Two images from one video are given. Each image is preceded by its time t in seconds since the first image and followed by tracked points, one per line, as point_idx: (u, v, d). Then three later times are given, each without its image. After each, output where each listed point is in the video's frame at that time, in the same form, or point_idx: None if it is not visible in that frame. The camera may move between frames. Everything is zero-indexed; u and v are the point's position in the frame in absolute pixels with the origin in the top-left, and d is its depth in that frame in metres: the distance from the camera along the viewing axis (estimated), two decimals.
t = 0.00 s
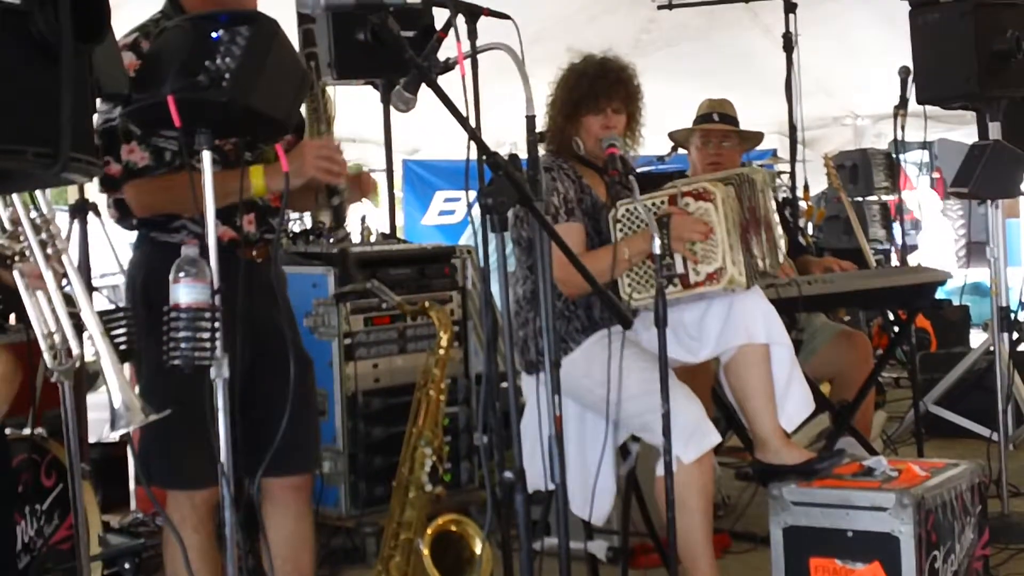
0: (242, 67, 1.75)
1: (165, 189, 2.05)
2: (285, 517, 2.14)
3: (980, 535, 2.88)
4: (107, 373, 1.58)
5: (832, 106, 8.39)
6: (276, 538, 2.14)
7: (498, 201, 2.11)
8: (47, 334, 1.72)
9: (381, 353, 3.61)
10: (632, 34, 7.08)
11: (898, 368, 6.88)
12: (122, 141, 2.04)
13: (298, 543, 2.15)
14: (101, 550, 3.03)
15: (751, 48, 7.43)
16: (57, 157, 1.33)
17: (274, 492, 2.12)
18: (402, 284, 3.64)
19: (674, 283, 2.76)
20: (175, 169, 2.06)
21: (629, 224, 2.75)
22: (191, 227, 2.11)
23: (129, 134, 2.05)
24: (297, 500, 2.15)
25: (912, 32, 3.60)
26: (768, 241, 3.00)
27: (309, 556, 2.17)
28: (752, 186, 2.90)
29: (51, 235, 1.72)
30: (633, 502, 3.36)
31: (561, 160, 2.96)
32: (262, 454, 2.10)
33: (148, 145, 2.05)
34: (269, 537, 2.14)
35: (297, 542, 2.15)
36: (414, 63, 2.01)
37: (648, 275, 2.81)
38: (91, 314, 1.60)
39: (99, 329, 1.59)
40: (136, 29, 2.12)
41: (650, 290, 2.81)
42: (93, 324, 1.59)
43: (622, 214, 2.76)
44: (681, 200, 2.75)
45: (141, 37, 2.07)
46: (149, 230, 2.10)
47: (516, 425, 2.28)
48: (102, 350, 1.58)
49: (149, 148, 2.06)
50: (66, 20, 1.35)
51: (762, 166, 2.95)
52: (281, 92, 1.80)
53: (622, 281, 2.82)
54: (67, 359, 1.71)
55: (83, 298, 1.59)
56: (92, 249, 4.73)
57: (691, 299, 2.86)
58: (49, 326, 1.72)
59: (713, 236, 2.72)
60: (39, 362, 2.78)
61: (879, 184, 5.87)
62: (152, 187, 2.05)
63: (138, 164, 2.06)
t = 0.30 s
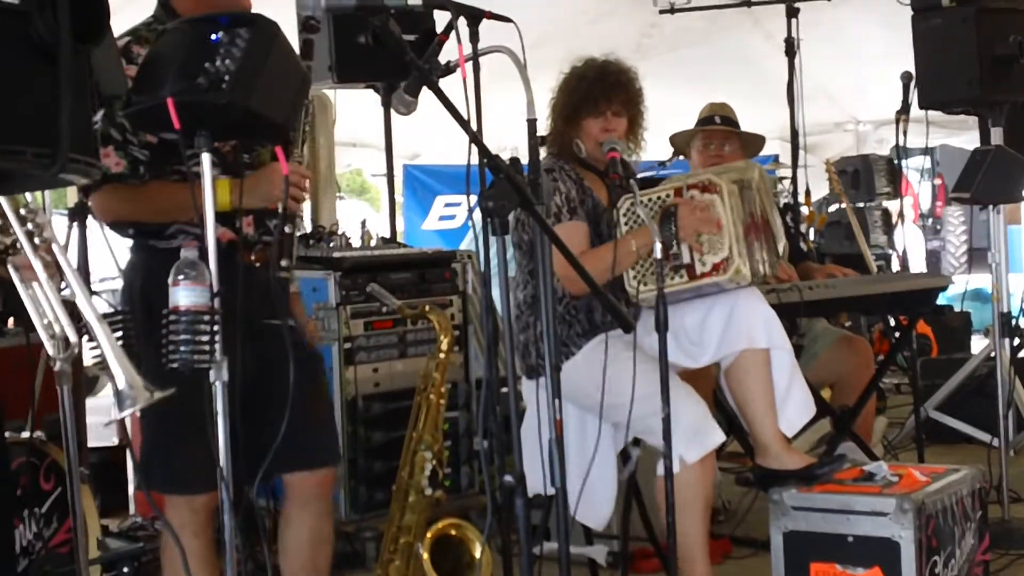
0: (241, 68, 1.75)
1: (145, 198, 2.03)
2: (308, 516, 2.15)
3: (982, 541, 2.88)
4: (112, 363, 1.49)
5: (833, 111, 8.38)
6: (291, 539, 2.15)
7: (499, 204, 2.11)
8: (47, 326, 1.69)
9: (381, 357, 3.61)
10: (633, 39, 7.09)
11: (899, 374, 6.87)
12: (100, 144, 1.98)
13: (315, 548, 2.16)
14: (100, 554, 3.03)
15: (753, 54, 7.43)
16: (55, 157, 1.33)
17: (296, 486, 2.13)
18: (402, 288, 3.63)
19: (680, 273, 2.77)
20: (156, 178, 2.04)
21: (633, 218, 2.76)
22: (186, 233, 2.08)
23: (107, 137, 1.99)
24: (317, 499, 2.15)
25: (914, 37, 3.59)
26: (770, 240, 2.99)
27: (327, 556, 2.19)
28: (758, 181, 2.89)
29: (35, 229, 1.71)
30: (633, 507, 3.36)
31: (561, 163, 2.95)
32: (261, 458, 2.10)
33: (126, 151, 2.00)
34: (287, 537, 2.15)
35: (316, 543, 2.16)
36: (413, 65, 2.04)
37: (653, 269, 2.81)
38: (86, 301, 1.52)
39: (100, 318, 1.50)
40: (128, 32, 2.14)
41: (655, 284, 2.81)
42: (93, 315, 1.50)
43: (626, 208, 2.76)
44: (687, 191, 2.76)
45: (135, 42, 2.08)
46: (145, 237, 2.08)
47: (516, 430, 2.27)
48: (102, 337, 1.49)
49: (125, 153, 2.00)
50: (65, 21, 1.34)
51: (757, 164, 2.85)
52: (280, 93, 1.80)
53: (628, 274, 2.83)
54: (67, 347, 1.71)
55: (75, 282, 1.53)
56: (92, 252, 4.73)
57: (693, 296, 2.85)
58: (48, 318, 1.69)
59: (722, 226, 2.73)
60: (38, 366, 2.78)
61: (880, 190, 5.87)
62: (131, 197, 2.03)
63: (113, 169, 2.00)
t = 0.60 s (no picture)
0: (237, 63, 1.75)
1: (140, 196, 2.01)
2: (298, 518, 2.14)
3: (979, 538, 2.88)
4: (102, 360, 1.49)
5: (831, 108, 8.38)
6: (282, 541, 2.13)
7: (495, 200, 2.10)
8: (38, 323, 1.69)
9: (377, 354, 3.60)
10: (630, 35, 7.09)
11: (896, 371, 6.88)
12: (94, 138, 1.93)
13: (308, 549, 2.15)
14: (96, 551, 3.03)
15: (750, 50, 7.42)
16: (52, 153, 1.32)
17: (288, 489, 2.12)
18: (398, 284, 3.64)
19: (681, 270, 2.77)
20: (152, 175, 2.02)
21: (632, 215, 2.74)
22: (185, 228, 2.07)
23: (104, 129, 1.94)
24: (309, 501, 2.15)
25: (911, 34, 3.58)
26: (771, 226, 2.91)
27: (321, 557, 2.18)
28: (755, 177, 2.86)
29: (28, 224, 1.69)
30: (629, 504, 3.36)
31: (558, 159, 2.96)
32: (259, 452, 2.09)
33: (123, 146, 1.96)
34: (278, 539, 2.13)
35: (308, 544, 2.15)
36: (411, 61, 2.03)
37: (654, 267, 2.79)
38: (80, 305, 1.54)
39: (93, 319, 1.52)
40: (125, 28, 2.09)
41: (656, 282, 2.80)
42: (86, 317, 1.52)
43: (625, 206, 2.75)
44: (687, 187, 2.70)
45: (134, 37, 2.03)
46: (144, 232, 2.07)
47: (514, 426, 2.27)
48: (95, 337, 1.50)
49: (121, 148, 1.97)
50: (61, 17, 1.34)
51: (751, 158, 2.76)
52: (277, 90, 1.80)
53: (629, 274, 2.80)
54: (52, 345, 1.69)
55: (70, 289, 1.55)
56: (88, 248, 4.72)
57: (690, 293, 2.86)
58: (39, 317, 1.69)
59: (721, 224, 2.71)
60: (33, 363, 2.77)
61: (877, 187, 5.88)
62: (126, 194, 2.01)
63: (108, 163, 1.95)
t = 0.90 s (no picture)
0: (241, 70, 1.75)
1: (146, 201, 2.01)
2: (304, 522, 2.13)
3: (981, 546, 2.87)
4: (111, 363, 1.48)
5: (834, 115, 8.38)
6: (288, 543, 2.12)
7: (499, 206, 2.09)
8: (47, 326, 1.68)
9: (380, 360, 3.61)
10: (634, 42, 7.10)
11: (898, 379, 6.87)
12: (104, 143, 1.97)
13: (313, 552, 2.14)
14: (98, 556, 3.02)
15: (753, 57, 7.42)
16: (57, 159, 1.32)
17: (292, 491, 2.11)
18: (401, 290, 3.62)
19: (691, 293, 2.77)
20: (159, 181, 2.03)
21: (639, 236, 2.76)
22: (191, 233, 2.08)
23: (113, 137, 1.98)
24: (314, 502, 2.14)
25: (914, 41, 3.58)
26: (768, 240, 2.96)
27: (324, 562, 2.17)
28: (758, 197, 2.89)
29: (35, 228, 1.71)
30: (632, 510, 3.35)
31: (562, 166, 2.97)
32: (263, 459, 2.09)
33: (131, 153, 2.00)
34: (282, 546, 2.13)
35: (312, 549, 2.14)
36: (415, 67, 2.00)
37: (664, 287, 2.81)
38: (87, 303, 1.53)
39: (98, 320, 1.51)
40: (134, 34, 2.06)
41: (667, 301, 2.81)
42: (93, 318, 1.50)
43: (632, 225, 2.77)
44: (692, 209, 2.72)
45: (142, 43, 2.01)
46: (149, 236, 2.08)
47: (516, 433, 2.26)
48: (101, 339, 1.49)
49: (130, 154, 2.00)
50: (67, 22, 1.34)
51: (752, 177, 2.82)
52: (281, 96, 1.80)
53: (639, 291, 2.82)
54: (65, 348, 1.68)
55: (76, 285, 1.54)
56: (91, 253, 4.72)
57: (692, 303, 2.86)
58: (50, 319, 1.68)
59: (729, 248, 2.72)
60: (36, 368, 2.77)
61: (880, 194, 5.88)
62: (132, 198, 2.01)
63: (117, 170, 1.99)
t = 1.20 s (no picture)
0: (240, 74, 1.76)
1: (146, 208, 2.00)
2: (304, 526, 2.14)
3: (980, 552, 2.86)
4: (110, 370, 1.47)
5: (834, 121, 8.39)
6: (289, 546, 2.13)
7: (498, 211, 2.08)
8: (50, 332, 1.68)
9: (379, 365, 3.60)
10: (634, 47, 7.11)
11: (898, 386, 6.86)
12: (100, 148, 1.96)
13: (313, 557, 2.15)
14: (96, 561, 3.01)
15: (754, 63, 7.42)
16: (55, 162, 1.31)
17: (291, 500, 2.12)
18: (401, 295, 3.62)
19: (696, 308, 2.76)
20: (158, 188, 2.03)
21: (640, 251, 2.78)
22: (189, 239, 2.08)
23: (109, 141, 1.96)
24: (315, 509, 2.15)
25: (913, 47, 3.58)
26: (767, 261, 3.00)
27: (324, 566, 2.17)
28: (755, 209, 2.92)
29: (37, 234, 1.66)
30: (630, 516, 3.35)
31: (560, 172, 2.97)
32: (263, 464, 2.09)
33: (128, 158, 1.99)
34: (286, 551, 2.13)
35: (312, 553, 2.15)
36: (414, 71, 2.00)
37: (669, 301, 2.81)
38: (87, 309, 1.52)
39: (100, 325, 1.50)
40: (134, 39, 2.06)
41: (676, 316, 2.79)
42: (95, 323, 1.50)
43: (633, 240, 2.78)
44: (694, 226, 2.75)
45: (141, 49, 2.00)
46: (147, 242, 2.08)
47: (514, 438, 2.26)
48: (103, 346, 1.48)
49: (127, 160, 1.99)
50: (65, 24, 1.33)
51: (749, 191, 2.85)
52: (281, 98, 1.81)
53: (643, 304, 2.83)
54: (65, 355, 1.68)
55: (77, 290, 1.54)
56: (91, 258, 4.72)
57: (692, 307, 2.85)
58: (51, 324, 1.68)
59: (732, 266, 2.74)
60: (34, 372, 2.77)
61: (880, 201, 5.87)
62: (131, 205, 1.99)
63: (114, 175, 1.98)
